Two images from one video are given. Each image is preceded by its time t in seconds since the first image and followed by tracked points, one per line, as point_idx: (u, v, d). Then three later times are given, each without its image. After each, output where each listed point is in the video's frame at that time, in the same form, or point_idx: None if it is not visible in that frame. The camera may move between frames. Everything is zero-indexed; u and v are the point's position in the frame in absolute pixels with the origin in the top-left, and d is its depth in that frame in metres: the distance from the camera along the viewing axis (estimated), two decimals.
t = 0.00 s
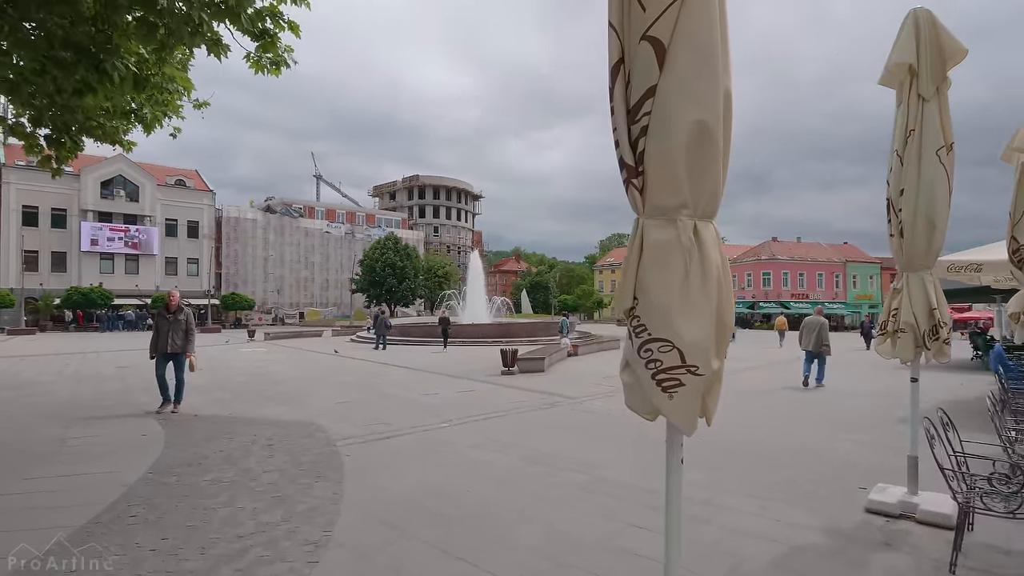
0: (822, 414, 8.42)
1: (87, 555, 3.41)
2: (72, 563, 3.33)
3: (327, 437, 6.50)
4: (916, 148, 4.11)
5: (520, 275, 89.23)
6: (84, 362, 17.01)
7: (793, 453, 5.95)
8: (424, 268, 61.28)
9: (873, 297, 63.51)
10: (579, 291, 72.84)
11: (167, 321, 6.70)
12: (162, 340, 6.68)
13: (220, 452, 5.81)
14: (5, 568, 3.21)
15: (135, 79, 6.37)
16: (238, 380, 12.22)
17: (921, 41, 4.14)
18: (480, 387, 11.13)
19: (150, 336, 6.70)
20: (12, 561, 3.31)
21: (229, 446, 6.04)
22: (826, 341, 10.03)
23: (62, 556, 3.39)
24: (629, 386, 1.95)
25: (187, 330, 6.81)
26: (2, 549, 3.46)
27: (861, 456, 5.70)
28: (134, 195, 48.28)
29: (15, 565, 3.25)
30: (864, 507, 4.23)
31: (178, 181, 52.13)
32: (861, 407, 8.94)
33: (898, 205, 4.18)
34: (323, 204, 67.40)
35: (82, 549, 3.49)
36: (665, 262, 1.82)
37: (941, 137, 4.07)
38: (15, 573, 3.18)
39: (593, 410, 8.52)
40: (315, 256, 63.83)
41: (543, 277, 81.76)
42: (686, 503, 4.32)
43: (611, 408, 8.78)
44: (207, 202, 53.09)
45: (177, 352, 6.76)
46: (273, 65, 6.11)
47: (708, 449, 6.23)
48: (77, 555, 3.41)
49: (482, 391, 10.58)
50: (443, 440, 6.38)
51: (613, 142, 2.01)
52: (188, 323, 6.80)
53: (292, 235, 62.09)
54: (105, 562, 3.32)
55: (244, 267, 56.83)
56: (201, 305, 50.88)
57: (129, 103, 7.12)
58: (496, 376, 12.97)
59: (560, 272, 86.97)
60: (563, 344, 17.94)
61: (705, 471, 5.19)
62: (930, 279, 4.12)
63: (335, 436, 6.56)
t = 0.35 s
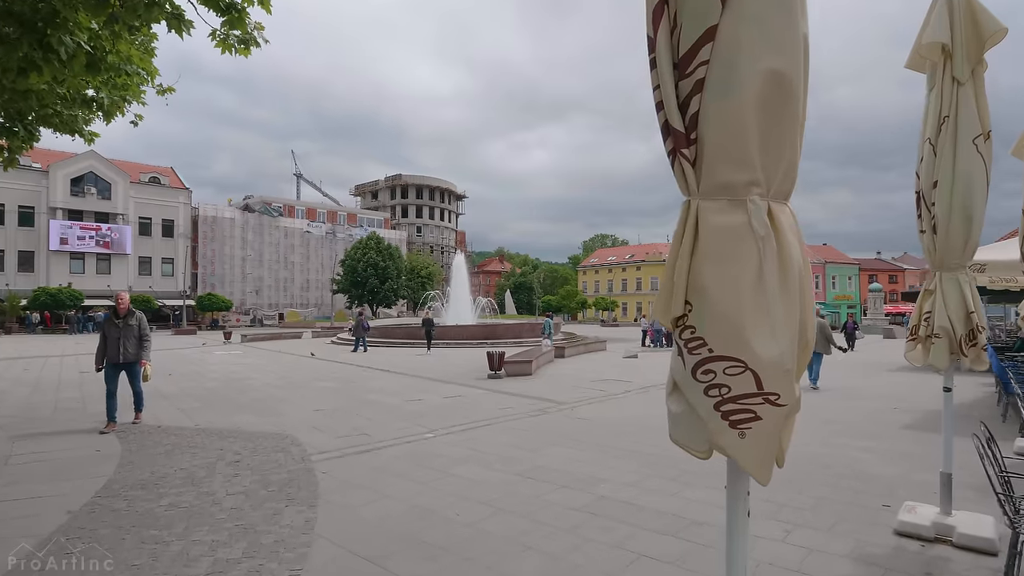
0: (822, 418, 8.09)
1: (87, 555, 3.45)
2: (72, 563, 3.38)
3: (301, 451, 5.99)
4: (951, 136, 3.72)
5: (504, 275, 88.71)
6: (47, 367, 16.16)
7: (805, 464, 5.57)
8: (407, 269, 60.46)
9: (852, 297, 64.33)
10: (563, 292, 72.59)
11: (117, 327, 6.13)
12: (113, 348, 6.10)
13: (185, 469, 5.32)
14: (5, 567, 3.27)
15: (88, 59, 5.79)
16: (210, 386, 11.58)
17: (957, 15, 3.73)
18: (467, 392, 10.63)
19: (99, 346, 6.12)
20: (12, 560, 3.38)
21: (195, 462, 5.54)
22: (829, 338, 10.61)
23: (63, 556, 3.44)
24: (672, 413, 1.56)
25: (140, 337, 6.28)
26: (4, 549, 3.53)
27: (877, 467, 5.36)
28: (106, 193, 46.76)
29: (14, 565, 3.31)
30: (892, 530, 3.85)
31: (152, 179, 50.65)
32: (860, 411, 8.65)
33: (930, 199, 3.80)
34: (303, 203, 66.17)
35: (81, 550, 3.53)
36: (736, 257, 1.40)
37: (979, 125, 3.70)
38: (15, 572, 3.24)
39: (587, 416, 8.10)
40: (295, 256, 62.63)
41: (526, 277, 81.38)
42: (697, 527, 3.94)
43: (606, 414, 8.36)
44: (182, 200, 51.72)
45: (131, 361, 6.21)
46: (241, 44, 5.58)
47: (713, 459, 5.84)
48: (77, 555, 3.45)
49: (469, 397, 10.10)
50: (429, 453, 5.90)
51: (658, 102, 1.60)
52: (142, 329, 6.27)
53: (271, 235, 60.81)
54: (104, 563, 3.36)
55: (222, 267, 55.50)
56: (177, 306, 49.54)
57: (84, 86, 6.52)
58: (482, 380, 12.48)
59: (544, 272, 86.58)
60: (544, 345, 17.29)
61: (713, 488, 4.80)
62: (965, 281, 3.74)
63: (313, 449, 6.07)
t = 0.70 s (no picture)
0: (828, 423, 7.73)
1: (88, 556, 3.45)
2: (73, 564, 3.37)
3: (277, 463, 5.47)
4: (1002, 110, 3.31)
5: (491, 275, 88.19)
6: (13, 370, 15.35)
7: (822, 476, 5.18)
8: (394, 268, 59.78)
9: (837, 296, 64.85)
10: (550, 291, 72.33)
11: (65, 326, 5.59)
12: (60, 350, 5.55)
13: (144, 485, 4.77)
14: (5, 568, 3.28)
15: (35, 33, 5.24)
16: (184, 391, 10.98)
17: None
18: (455, 396, 10.15)
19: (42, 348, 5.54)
20: (12, 561, 3.38)
21: (157, 477, 5.00)
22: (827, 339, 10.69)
23: (64, 557, 3.44)
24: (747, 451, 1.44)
25: (90, 338, 5.76)
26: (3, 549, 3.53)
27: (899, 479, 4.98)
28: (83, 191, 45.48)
29: (15, 565, 3.32)
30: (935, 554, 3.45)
31: (131, 176, 49.40)
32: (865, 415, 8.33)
33: (978, 184, 3.40)
34: (287, 202, 65.11)
35: (82, 550, 3.53)
36: (873, 230, 1.26)
37: None
38: (15, 572, 3.25)
39: (582, 421, 7.67)
40: (279, 255, 61.58)
41: (514, 277, 81.00)
42: (717, 553, 3.52)
43: (603, 418, 7.93)
44: (163, 198, 50.57)
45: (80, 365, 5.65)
46: (205, 16, 5.05)
47: (722, 469, 5.43)
48: (78, 556, 3.45)
49: (457, 401, 9.62)
50: (416, 465, 5.43)
51: (733, 25, 1.42)
52: (92, 329, 5.75)
53: (254, 234, 59.76)
54: (105, 563, 3.35)
55: (204, 266, 54.34)
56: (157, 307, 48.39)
57: (33, 65, 5.96)
58: (471, 382, 12.01)
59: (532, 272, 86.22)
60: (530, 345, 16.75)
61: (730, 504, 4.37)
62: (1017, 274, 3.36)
63: (289, 461, 5.56)
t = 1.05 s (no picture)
0: (838, 426, 7.36)
1: (86, 555, 3.41)
2: (71, 563, 3.34)
3: (249, 478, 4.94)
4: None
5: (479, 275, 87.58)
6: None
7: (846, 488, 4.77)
8: (381, 267, 59.10)
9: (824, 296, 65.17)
10: (539, 291, 72.01)
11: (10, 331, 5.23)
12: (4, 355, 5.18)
13: (93, 506, 4.22)
14: (4, 567, 3.26)
15: None
16: (156, 395, 10.40)
17: None
18: (444, 399, 9.67)
19: None
20: (12, 560, 3.36)
21: (110, 496, 4.45)
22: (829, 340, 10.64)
23: (63, 556, 3.41)
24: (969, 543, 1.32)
25: (38, 346, 5.39)
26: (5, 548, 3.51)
27: (929, 492, 4.59)
28: (61, 188, 44.32)
29: (15, 564, 3.30)
30: None
31: (111, 173, 48.29)
32: (874, 419, 7.96)
33: None
34: (271, 200, 64.09)
35: (82, 549, 3.50)
36: None
37: None
38: (14, 572, 3.22)
39: (581, 426, 7.22)
40: (263, 254, 60.55)
41: (502, 276, 80.63)
42: None
43: (602, 423, 7.49)
44: (144, 196, 49.54)
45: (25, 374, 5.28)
46: None
47: (736, 479, 5.01)
48: (77, 556, 3.41)
49: (447, 404, 9.14)
50: (404, 477, 4.94)
51: None
52: (40, 336, 5.39)
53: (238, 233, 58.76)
54: (104, 562, 3.31)
55: (186, 266, 53.25)
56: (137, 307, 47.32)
57: None
58: (461, 384, 11.53)
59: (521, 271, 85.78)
60: (513, 345, 16.28)
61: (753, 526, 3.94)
62: None
63: (263, 475, 5.04)
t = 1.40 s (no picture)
0: (833, 430, 7.02)
1: (86, 556, 3.43)
2: (71, 564, 3.35)
3: (196, 506, 4.37)
4: None
5: (458, 274, 86.84)
6: None
7: (854, 502, 4.37)
8: (358, 267, 58.08)
9: (798, 296, 65.98)
10: (518, 291, 71.55)
11: None
12: None
13: (7, 542, 3.63)
14: (4, 567, 3.27)
15: None
16: (110, 403, 9.67)
17: None
18: (420, 405, 9.13)
19: None
20: (12, 560, 3.37)
21: (30, 528, 3.88)
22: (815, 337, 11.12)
23: (64, 557, 3.43)
24: None
25: None
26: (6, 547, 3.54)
27: (943, 504, 4.23)
28: (20, 183, 42.47)
29: (14, 564, 3.30)
30: None
31: (73, 168, 46.49)
32: (868, 422, 7.66)
33: None
34: (244, 198, 62.50)
35: (81, 550, 3.52)
36: None
37: None
38: (14, 571, 3.23)
39: (566, 435, 6.76)
40: (235, 253, 58.99)
41: (481, 276, 80.04)
42: None
43: (587, 430, 7.05)
44: (109, 192, 47.85)
45: None
46: None
47: (735, 494, 4.60)
48: (77, 556, 3.44)
49: (422, 411, 8.60)
50: (371, 500, 4.43)
51: None
52: None
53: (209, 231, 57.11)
54: (104, 563, 3.33)
55: (154, 265, 51.56)
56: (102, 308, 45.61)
57: None
58: (438, 388, 10.99)
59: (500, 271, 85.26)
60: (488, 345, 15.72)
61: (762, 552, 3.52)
62: None
63: (214, 502, 4.49)
